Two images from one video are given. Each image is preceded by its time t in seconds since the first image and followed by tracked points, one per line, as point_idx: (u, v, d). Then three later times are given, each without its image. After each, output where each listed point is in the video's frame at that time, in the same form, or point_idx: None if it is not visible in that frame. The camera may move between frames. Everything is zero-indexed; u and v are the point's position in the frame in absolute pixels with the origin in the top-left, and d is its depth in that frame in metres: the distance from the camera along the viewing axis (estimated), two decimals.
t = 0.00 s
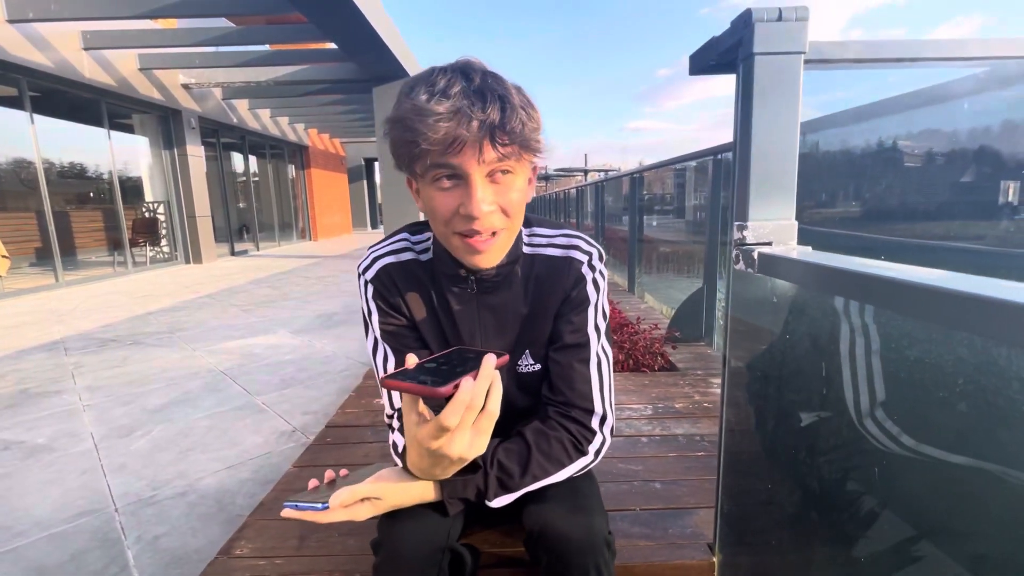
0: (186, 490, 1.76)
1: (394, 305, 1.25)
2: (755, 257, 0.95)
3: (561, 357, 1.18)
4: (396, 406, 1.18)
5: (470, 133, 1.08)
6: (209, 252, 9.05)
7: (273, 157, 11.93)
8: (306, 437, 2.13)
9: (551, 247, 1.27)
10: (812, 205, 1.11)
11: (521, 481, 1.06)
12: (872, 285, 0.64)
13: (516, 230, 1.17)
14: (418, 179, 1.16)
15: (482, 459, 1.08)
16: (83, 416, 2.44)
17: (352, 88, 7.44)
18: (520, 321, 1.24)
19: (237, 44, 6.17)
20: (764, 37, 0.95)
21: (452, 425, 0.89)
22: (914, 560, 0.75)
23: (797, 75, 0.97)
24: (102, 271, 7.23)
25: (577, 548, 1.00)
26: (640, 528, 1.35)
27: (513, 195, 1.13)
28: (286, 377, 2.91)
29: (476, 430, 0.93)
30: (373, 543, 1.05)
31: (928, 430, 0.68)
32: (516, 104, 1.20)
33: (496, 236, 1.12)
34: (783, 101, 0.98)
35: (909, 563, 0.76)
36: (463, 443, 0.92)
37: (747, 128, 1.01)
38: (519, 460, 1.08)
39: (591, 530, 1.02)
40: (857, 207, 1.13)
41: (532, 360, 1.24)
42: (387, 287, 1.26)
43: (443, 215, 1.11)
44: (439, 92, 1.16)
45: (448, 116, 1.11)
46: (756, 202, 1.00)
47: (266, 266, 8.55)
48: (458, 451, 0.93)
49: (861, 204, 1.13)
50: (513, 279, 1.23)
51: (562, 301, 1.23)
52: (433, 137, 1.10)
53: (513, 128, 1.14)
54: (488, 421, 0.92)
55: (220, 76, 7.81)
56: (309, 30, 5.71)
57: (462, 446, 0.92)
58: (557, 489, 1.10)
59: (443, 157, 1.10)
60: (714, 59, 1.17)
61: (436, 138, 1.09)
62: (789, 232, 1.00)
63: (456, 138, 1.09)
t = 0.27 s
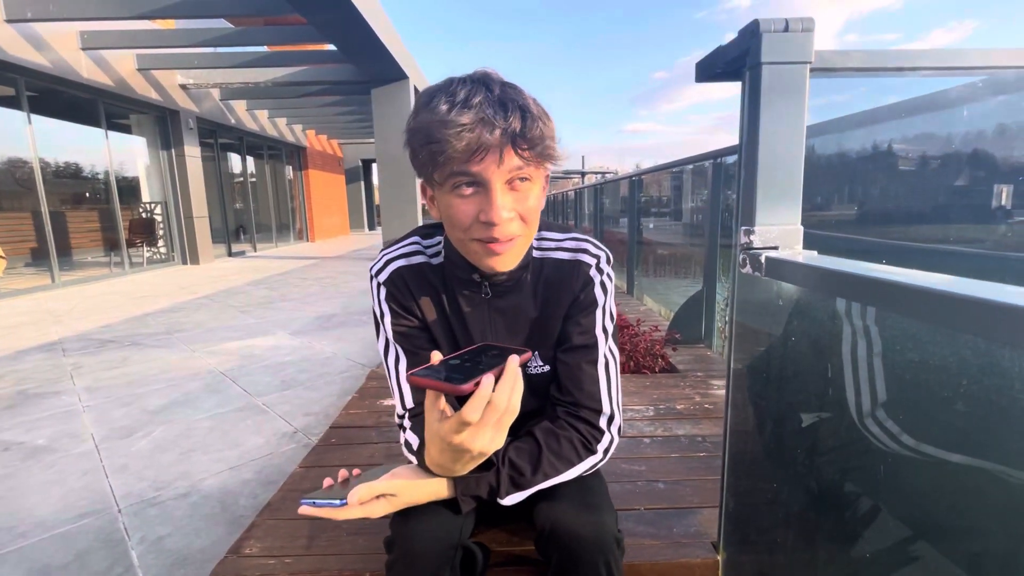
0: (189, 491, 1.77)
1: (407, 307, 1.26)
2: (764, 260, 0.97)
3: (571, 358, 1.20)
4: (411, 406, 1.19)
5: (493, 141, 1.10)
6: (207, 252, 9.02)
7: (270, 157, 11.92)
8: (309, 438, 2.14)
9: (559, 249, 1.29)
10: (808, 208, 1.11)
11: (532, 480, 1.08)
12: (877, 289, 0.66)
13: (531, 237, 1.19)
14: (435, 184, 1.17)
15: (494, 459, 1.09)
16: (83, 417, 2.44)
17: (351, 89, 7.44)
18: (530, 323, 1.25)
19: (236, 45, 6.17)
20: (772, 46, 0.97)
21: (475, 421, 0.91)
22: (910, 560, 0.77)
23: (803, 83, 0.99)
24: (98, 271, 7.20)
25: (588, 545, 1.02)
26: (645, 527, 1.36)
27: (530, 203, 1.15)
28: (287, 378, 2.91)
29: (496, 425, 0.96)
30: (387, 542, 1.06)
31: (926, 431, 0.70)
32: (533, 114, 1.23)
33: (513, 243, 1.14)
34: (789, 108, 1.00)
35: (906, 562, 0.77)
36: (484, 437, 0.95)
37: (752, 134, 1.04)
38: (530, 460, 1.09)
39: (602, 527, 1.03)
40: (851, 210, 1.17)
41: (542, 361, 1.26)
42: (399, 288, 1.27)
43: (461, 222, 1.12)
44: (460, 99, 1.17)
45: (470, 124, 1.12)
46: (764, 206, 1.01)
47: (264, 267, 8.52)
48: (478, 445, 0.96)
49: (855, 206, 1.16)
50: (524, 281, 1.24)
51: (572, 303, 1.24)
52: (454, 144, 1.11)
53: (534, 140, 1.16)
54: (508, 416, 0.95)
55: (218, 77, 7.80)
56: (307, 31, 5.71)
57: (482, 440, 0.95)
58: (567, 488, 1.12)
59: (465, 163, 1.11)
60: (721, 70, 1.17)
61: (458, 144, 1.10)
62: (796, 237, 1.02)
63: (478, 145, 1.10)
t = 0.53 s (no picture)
0: (189, 491, 1.77)
1: (413, 308, 1.27)
2: (765, 264, 0.99)
3: (573, 359, 1.21)
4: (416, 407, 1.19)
5: (506, 146, 1.10)
6: (203, 253, 9.00)
7: (267, 158, 11.90)
8: (309, 439, 2.15)
9: (561, 251, 1.30)
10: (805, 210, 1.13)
11: (533, 479, 1.09)
12: (875, 292, 0.67)
13: (539, 241, 1.20)
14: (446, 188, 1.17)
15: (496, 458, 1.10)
16: (81, 418, 2.43)
17: (349, 90, 7.45)
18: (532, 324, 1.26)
19: (234, 46, 6.17)
20: (772, 54, 0.99)
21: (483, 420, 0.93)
22: (906, 559, 0.78)
23: (802, 91, 1.01)
24: (94, 272, 7.17)
25: (589, 543, 1.03)
26: (646, 527, 1.38)
27: (540, 208, 1.16)
28: (286, 379, 2.91)
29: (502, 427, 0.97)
30: (392, 540, 1.07)
31: (921, 431, 0.72)
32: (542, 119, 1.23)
33: (522, 246, 1.15)
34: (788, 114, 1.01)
35: (901, 561, 0.79)
36: (490, 437, 0.96)
37: (753, 139, 1.05)
38: (531, 459, 1.11)
39: (602, 526, 1.04)
40: (846, 212, 1.18)
41: (544, 362, 1.27)
42: (405, 290, 1.28)
43: (472, 225, 1.13)
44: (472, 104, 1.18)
45: (483, 129, 1.13)
46: (764, 210, 1.03)
47: (261, 268, 8.51)
48: (484, 445, 0.97)
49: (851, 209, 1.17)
50: (527, 282, 1.26)
51: (574, 305, 1.26)
52: (467, 148, 1.12)
53: (546, 148, 1.17)
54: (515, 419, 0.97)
55: (216, 78, 7.79)
56: (305, 33, 5.72)
57: (488, 440, 0.97)
58: (570, 488, 1.13)
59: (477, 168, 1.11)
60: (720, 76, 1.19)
61: (471, 150, 1.11)
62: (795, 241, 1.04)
63: (491, 150, 1.11)
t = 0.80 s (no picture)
0: (188, 493, 1.77)
1: (413, 312, 1.28)
2: (761, 267, 0.99)
3: (572, 361, 1.22)
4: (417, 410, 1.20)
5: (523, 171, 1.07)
6: (201, 255, 8.98)
7: (265, 159, 11.89)
8: (307, 441, 2.15)
9: (560, 253, 1.31)
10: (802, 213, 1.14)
11: (532, 479, 1.09)
12: (871, 296, 0.68)
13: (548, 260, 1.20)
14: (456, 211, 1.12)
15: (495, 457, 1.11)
16: (78, 420, 2.43)
17: (347, 91, 7.45)
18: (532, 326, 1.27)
19: (232, 47, 6.16)
20: (769, 60, 1.00)
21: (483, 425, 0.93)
22: (902, 559, 0.79)
23: (798, 96, 1.02)
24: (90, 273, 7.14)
25: (587, 541, 1.04)
26: (644, 527, 1.38)
27: (552, 229, 1.15)
28: (284, 381, 2.91)
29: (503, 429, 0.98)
30: (394, 538, 1.08)
31: (917, 431, 0.73)
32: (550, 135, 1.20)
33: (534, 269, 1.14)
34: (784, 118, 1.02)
35: (898, 561, 0.79)
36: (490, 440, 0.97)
37: (750, 142, 1.06)
38: (530, 459, 1.11)
39: (600, 525, 1.05)
40: (844, 214, 1.16)
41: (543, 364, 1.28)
42: (405, 294, 1.29)
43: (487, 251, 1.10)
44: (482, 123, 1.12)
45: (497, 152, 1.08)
46: (761, 213, 1.04)
47: (258, 269, 8.49)
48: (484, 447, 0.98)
49: (849, 211, 1.16)
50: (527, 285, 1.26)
51: (573, 307, 1.26)
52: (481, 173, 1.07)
53: (560, 172, 1.15)
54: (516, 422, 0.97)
55: (214, 79, 7.79)
56: (304, 34, 5.72)
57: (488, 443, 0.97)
58: (569, 489, 1.13)
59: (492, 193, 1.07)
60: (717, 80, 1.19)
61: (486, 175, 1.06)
62: (791, 244, 1.05)
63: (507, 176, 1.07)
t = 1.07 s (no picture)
0: (185, 494, 1.77)
1: (413, 315, 1.28)
2: (758, 266, 0.99)
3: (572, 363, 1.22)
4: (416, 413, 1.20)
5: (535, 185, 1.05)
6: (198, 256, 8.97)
7: (262, 160, 11.87)
8: (305, 442, 2.14)
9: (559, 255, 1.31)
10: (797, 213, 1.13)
11: (531, 481, 1.09)
12: (869, 295, 0.68)
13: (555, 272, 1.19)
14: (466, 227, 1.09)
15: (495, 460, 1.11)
16: (74, 421, 2.42)
17: (344, 92, 7.45)
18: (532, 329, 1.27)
19: (229, 48, 6.16)
20: (766, 61, 1.00)
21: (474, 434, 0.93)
22: (898, 560, 0.79)
23: (794, 97, 1.02)
24: (87, 274, 7.13)
25: (586, 541, 1.04)
26: (642, 526, 1.39)
27: (561, 242, 1.14)
28: (281, 382, 2.91)
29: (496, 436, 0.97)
30: (393, 539, 1.08)
31: (913, 430, 0.73)
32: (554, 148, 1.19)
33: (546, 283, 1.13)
34: (781, 120, 1.03)
35: (894, 561, 0.80)
36: (483, 447, 0.97)
37: (746, 143, 1.06)
38: (529, 461, 1.11)
39: (599, 526, 1.05)
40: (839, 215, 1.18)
41: (543, 367, 1.28)
42: (404, 298, 1.29)
43: (499, 266, 1.08)
44: (490, 137, 1.10)
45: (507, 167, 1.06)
46: (757, 214, 1.04)
47: (255, 270, 8.48)
48: (477, 454, 0.98)
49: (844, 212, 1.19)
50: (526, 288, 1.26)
51: (572, 310, 1.27)
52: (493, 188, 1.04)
53: (569, 184, 1.14)
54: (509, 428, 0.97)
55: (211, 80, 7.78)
56: (301, 35, 5.72)
57: (482, 449, 0.97)
58: (567, 489, 1.13)
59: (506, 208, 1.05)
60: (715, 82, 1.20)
61: (499, 190, 1.04)
62: (786, 244, 1.06)
63: (520, 190, 1.05)
